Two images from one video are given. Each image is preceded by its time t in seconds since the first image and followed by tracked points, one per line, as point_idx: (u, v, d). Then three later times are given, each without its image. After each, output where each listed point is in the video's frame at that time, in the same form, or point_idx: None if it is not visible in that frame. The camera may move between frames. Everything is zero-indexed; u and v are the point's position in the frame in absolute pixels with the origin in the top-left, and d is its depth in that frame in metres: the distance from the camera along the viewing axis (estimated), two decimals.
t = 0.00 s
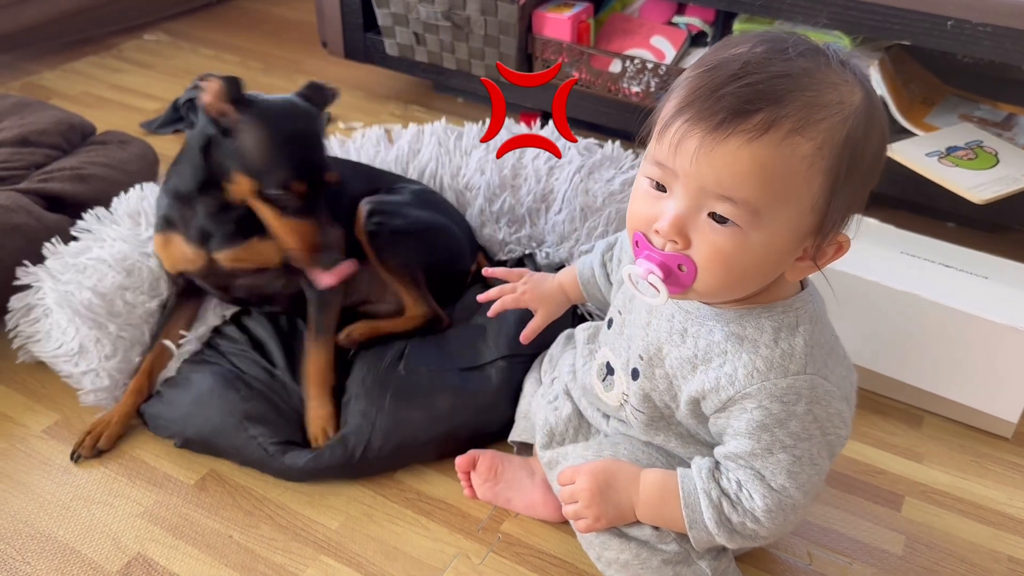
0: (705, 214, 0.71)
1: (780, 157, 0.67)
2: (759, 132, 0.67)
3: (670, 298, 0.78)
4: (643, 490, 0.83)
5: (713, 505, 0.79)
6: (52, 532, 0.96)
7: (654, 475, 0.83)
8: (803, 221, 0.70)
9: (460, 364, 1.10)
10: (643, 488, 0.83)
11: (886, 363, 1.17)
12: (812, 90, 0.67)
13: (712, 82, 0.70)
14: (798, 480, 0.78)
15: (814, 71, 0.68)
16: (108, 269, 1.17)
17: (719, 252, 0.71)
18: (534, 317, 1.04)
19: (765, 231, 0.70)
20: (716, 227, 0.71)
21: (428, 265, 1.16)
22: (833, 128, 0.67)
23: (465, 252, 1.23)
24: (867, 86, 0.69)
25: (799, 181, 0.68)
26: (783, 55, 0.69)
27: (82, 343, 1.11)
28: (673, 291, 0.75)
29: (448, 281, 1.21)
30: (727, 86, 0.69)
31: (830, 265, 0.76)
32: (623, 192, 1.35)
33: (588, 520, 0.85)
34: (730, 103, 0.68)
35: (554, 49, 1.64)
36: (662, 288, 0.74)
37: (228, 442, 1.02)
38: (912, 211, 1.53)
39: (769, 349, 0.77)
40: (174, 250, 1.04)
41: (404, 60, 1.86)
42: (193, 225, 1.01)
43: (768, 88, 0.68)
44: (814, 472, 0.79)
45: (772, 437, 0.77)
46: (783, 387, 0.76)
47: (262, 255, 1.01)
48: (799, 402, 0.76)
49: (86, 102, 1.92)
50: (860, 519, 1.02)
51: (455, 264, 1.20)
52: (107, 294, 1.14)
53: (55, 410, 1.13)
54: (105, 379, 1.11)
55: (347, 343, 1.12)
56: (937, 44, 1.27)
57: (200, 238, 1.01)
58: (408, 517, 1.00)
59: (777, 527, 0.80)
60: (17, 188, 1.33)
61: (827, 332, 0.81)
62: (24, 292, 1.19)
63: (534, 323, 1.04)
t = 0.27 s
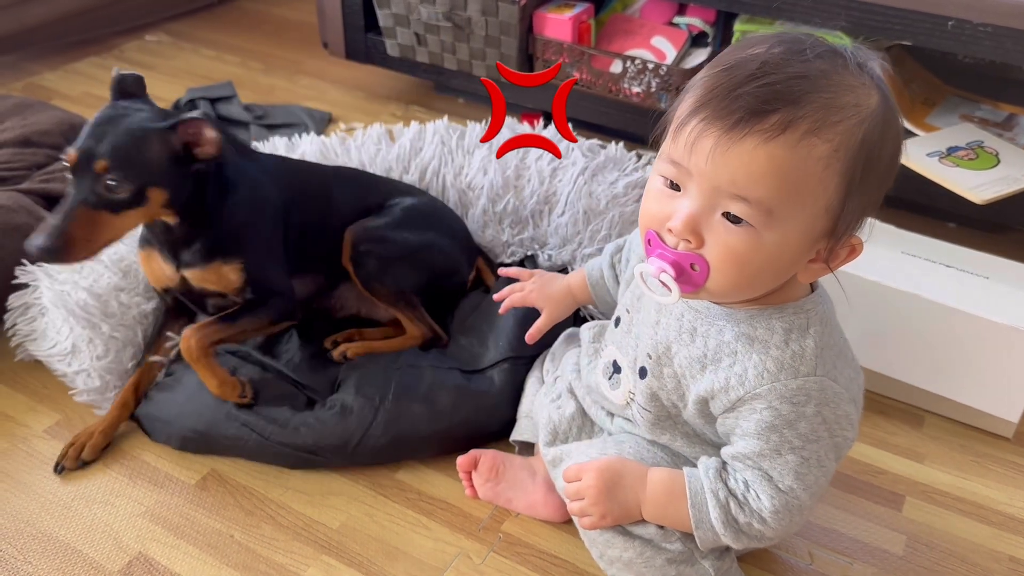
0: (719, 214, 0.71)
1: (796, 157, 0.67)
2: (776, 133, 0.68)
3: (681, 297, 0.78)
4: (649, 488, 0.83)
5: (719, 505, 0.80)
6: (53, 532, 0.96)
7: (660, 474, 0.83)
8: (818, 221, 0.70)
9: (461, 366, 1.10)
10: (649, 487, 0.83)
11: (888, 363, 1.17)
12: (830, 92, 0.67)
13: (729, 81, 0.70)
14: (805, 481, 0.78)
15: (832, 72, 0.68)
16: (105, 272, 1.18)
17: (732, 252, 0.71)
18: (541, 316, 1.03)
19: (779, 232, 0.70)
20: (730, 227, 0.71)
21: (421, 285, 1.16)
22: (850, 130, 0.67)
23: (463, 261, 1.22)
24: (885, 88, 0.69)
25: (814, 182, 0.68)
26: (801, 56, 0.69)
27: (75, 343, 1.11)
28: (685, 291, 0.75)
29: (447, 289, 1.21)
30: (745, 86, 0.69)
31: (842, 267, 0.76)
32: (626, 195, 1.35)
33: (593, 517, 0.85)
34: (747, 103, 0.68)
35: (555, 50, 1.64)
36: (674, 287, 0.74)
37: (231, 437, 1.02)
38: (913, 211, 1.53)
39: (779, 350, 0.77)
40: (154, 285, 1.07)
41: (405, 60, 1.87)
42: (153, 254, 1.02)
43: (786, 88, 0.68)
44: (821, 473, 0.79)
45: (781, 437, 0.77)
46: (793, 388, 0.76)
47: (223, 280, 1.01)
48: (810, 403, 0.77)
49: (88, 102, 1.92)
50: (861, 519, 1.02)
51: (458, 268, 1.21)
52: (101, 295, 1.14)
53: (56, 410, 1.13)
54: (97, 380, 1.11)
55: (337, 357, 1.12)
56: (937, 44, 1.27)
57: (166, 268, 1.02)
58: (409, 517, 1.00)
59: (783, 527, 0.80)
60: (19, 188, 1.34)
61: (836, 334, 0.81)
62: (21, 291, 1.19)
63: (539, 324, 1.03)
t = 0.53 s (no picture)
0: (728, 217, 0.71)
1: (808, 163, 0.68)
2: (788, 138, 0.68)
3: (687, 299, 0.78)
4: (653, 489, 0.83)
5: (724, 509, 0.80)
6: (54, 534, 0.97)
7: (664, 477, 0.83)
8: (827, 227, 0.70)
9: (462, 368, 1.10)
10: (652, 489, 0.83)
11: (889, 365, 1.17)
12: (842, 98, 0.67)
13: (742, 85, 0.70)
14: (810, 486, 0.78)
15: (845, 79, 0.68)
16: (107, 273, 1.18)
17: (740, 256, 0.71)
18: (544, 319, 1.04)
19: (788, 237, 0.70)
20: (739, 231, 0.71)
21: (427, 284, 1.17)
22: (861, 138, 0.68)
23: (466, 264, 1.22)
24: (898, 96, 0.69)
25: (824, 188, 0.69)
26: (814, 62, 0.69)
27: (78, 344, 1.11)
28: (691, 294, 0.76)
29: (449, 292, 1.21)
30: (758, 90, 0.69)
31: (850, 274, 0.76)
32: (628, 198, 1.35)
33: (597, 519, 0.85)
34: (759, 107, 0.69)
35: (556, 52, 1.64)
36: (680, 289, 0.75)
37: (234, 439, 1.02)
38: (914, 213, 1.53)
39: (786, 354, 0.77)
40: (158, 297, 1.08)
41: (406, 63, 1.87)
42: (158, 265, 1.04)
43: (798, 93, 0.68)
44: (825, 478, 0.79)
45: (786, 442, 0.77)
46: (799, 393, 0.76)
47: (229, 286, 1.02)
48: (816, 408, 0.77)
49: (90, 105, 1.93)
50: (862, 521, 1.02)
51: (461, 272, 1.21)
52: (103, 296, 1.15)
53: (58, 412, 1.13)
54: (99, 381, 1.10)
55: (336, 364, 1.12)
56: (938, 46, 1.27)
57: (171, 279, 1.03)
58: (410, 519, 1.00)
59: (788, 532, 0.81)
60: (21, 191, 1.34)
61: (843, 339, 0.81)
62: (23, 292, 1.19)
63: (540, 326, 1.03)
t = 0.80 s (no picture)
0: (733, 219, 0.71)
1: (814, 165, 0.68)
2: (795, 140, 0.68)
3: (691, 301, 0.78)
4: (658, 495, 0.83)
5: (727, 513, 0.80)
6: (57, 538, 0.96)
7: (669, 481, 0.83)
8: (833, 230, 0.70)
9: (463, 369, 1.10)
10: (656, 495, 0.83)
11: (892, 369, 1.17)
12: (850, 102, 0.68)
13: (750, 87, 0.70)
14: (814, 490, 0.78)
15: (852, 83, 0.68)
16: (109, 267, 1.16)
17: (745, 258, 0.71)
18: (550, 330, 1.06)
19: (793, 240, 0.70)
20: (743, 232, 0.71)
21: (432, 282, 1.18)
22: (868, 142, 0.68)
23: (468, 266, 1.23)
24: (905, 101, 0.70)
25: (830, 191, 0.69)
26: (822, 66, 0.69)
27: (81, 341, 1.10)
28: (695, 295, 0.75)
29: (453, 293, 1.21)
30: (766, 92, 0.69)
31: (854, 279, 0.76)
32: (630, 200, 1.35)
33: (601, 523, 0.85)
34: (767, 109, 0.69)
35: (558, 56, 1.64)
36: (684, 291, 0.74)
37: (236, 442, 1.02)
38: (916, 217, 1.54)
39: (790, 359, 0.77)
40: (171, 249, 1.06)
41: (408, 67, 1.87)
42: (186, 216, 1.03)
43: (807, 96, 0.68)
44: (830, 482, 0.79)
45: (791, 446, 0.77)
46: (804, 397, 0.76)
47: (254, 249, 1.02)
48: (822, 413, 0.76)
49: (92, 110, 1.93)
50: (865, 524, 1.02)
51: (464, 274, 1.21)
52: (105, 290, 1.13)
53: (60, 416, 1.13)
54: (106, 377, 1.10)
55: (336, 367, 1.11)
56: (940, 49, 1.27)
57: (201, 229, 1.02)
58: (413, 522, 1.00)
59: (792, 538, 0.80)
60: (23, 195, 1.34)
61: (847, 343, 0.81)
62: (27, 293, 1.19)
63: (550, 336, 1.06)
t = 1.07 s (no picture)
0: (740, 216, 0.71)
1: (822, 164, 0.68)
2: (804, 138, 0.68)
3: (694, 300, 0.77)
4: (660, 501, 0.82)
5: (731, 518, 0.79)
6: (58, 545, 0.96)
7: (672, 487, 0.83)
8: (839, 231, 0.70)
9: (466, 373, 1.09)
10: (659, 502, 0.82)
11: (897, 375, 1.16)
12: (859, 103, 0.67)
13: (760, 86, 0.71)
14: (818, 495, 0.78)
15: (861, 86, 0.68)
16: (116, 274, 1.15)
17: (751, 256, 0.71)
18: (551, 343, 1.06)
19: (799, 239, 0.70)
20: (750, 229, 0.71)
21: (442, 288, 1.17)
22: (876, 144, 0.68)
23: (474, 271, 1.23)
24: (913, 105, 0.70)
25: (836, 191, 0.68)
26: (831, 68, 0.70)
27: (86, 347, 1.11)
28: (699, 293, 0.75)
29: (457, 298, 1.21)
30: (776, 91, 0.69)
31: (858, 283, 0.76)
32: (632, 206, 1.35)
33: (604, 531, 0.85)
34: (776, 107, 0.69)
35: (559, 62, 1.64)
36: (688, 289, 0.74)
37: (237, 449, 1.02)
38: (919, 222, 1.53)
39: (793, 362, 0.77)
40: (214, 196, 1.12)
41: (410, 74, 1.87)
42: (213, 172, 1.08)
43: (817, 95, 0.68)
44: (834, 487, 0.78)
45: (795, 451, 0.76)
46: (807, 401, 0.76)
47: (261, 226, 1.05)
48: (825, 417, 0.76)
49: (95, 117, 1.94)
50: (870, 531, 1.01)
51: (468, 281, 1.21)
52: (112, 298, 1.12)
53: (62, 424, 1.13)
54: (108, 383, 1.09)
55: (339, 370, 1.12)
56: (942, 54, 1.27)
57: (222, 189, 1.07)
58: (415, 529, 1.00)
59: (796, 543, 0.80)
60: (26, 202, 1.34)
61: (849, 347, 0.81)
62: (33, 297, 1.19)
63: (551, 349, 1.06)
